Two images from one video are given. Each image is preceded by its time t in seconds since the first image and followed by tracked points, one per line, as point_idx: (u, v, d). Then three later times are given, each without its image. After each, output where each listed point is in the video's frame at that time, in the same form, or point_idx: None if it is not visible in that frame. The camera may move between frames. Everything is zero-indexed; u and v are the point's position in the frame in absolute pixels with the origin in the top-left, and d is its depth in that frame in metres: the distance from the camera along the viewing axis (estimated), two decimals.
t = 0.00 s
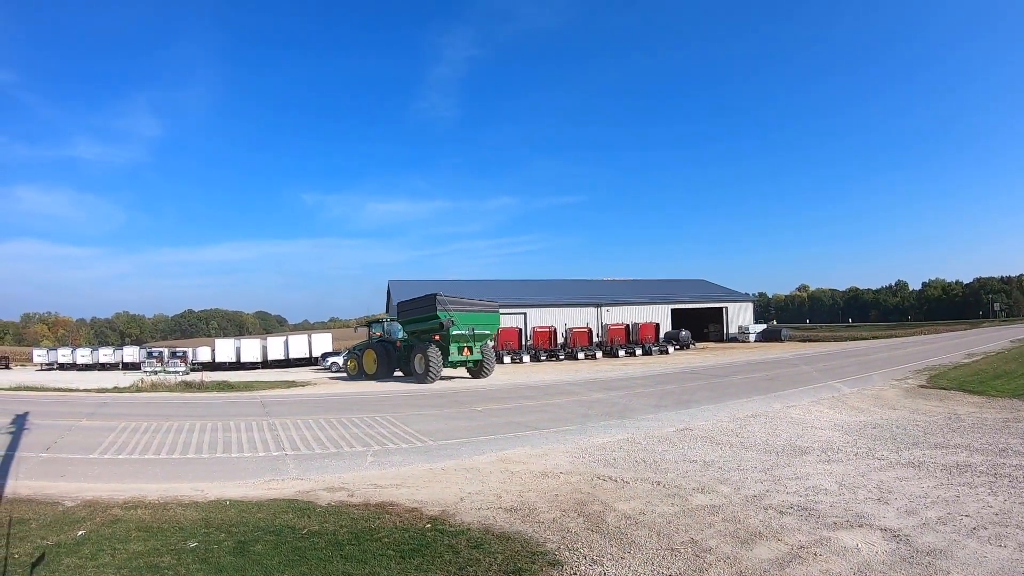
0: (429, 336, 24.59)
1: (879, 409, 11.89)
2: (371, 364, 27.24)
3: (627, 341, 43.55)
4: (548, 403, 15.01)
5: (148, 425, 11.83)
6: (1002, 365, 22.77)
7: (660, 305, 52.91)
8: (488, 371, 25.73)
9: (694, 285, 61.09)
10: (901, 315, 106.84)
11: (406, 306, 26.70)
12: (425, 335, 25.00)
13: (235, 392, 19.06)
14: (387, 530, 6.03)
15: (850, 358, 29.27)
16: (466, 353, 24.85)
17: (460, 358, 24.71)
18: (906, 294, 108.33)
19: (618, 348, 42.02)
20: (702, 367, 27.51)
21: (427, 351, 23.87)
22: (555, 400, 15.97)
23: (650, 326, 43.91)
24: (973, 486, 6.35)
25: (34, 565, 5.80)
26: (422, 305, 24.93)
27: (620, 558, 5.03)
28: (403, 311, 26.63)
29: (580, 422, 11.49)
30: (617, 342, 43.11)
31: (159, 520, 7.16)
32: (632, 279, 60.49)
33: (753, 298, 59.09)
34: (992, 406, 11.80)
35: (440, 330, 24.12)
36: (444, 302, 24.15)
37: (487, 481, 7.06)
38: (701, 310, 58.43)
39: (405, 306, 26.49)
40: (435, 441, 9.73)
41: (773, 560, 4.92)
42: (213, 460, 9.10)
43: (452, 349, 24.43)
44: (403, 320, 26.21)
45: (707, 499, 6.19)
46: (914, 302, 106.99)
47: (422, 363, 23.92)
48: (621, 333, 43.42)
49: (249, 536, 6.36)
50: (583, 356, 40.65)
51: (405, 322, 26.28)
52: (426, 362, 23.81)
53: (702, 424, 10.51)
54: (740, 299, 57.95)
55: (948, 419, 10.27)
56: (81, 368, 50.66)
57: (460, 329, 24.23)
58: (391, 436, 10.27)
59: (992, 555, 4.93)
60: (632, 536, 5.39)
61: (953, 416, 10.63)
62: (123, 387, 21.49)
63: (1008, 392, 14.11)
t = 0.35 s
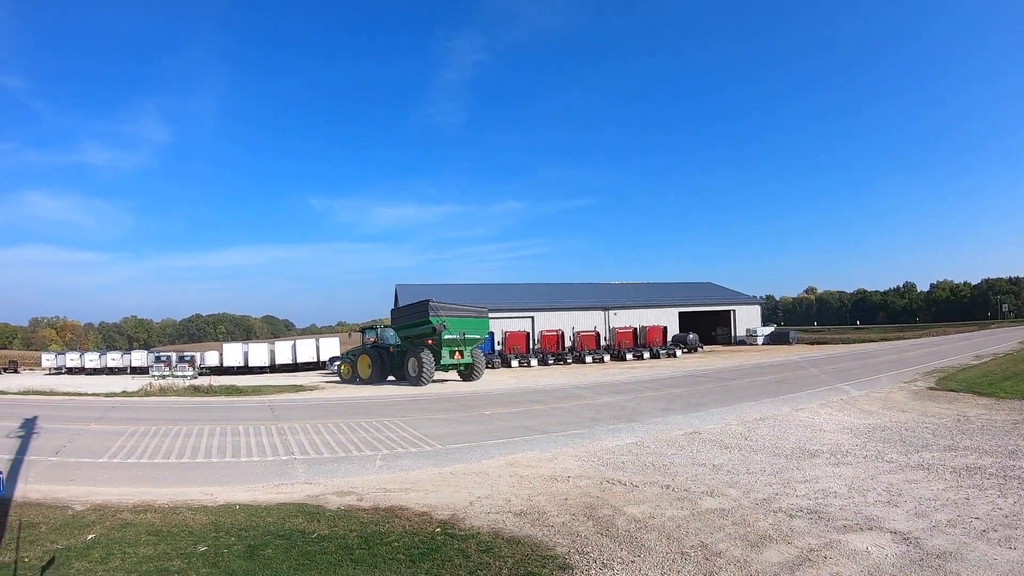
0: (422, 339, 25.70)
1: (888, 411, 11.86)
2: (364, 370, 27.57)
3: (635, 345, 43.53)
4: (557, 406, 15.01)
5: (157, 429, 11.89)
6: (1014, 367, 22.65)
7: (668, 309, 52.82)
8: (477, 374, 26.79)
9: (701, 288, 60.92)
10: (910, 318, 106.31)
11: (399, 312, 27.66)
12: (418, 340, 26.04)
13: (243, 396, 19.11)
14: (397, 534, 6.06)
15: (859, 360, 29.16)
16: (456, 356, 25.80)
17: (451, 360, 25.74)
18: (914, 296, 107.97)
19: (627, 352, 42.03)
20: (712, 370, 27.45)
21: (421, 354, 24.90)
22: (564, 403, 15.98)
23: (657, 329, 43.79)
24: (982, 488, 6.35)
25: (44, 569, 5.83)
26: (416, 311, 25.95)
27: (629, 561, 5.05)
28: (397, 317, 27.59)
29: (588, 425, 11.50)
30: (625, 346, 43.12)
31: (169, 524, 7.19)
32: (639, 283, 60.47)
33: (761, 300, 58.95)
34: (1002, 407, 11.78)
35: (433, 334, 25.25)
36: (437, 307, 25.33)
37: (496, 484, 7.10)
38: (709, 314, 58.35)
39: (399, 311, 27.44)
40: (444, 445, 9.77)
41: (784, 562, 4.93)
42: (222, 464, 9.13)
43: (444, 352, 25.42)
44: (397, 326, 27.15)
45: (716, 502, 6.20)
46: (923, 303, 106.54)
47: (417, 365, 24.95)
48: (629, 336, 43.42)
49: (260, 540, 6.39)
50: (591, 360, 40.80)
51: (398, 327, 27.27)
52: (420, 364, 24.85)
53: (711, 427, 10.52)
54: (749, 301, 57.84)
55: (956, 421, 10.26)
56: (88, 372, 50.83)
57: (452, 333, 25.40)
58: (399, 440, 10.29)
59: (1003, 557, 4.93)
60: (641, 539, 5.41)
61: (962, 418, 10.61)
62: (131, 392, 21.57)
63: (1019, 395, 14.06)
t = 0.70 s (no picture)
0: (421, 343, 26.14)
1: (904, 413, 11.81)
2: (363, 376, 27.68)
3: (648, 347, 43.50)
4: (572, 410, 15.02)
5: (172, 433, 11.99)
6: None
7: (682, 312, 52.82)
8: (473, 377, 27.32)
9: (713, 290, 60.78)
10: (924, 319, 105.61)
11: (399, 319, 28.11)
12: (417, 344, 26.47)
13: (257, 401, 19.22)
14: (415, 539, 6.09)
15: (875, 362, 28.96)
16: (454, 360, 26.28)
17: (449, 364, 26.18)
18: (927, 297, 107.37)
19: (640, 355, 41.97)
20: (726, 372, 27.36)
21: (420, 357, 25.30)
22: (580, 407, 15.99)
23: (671, 331, 43.85)
24: (1001, 490, 6.33)
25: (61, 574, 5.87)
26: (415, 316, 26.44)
27: (648, 564, 5.07)
28: (397, 324, 28.03)
29: (603, 429, 11.52)
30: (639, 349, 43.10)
31: (185, 528, 7.24)
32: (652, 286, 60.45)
33: (774, 302, 58.69)
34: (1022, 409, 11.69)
35: (432, 338, 25.73)
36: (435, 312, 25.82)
37: (513, 489, 7.13)
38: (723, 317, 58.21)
39: (399, 319, 27.88)
40: (460, 449, 9.79)
41: (804, 565, 4.94)
42: (237, 469, 9.19)
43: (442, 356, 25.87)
44: (397, 332, 27.63)
45: (734, 505, 6.21)
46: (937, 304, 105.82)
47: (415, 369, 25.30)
48: (642, 339, 43.41)
49: (277, 544, 6.42)
50: (606, 363, 40.79)
51: (397, 333, 27.73)
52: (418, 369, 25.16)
53: (727, 430, 10.52)
54: (761, 303, 57.62)
55: (973, 423, 10.23)
56: (103, 378, 51.26)
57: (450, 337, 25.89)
58: (415, 445, 10.33)
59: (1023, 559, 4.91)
60: (660, 543, 5.43)
61: (979, 419, 10.56)
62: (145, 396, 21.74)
63: None
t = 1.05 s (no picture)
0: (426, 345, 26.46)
1: (927, 411, 11.77)
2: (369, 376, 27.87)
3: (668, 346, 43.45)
4: (593, 410, 15.06)
5: (195, 435, 12.15)
6: None
7: (702, 311, 52.60)
8: (477, 376, 27.69)
9: (731, 288, 60.46)
10: (945, 316, 104.65)
11: (403, 322, 28.32)
12: (421, 345, 26.80)
13: (278, 402, 19.41)
14: (441, 539, 6.16)
15: (897, 360, 28.71)
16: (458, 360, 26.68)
17: (453, 364, 26.58)
18: (947, 294, 106.40)
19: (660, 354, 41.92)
20: (747, 371, 27.26)
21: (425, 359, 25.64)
22: (602, 407, 16.02)
23: (690, 330, 43.84)
24: None
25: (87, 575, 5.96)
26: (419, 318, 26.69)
27: (676, 563, 5.13)
28: (401, 326, 28.24)
29: (624, 428, 11.56)
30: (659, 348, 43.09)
31: (210, 529, 7.33)
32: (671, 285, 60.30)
33: (792, 299, 58.31)
34: None
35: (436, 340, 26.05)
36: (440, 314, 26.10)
37: (538, 489, 7.19)
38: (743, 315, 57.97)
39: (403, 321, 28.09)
40: (483, 450, 9.86)
41: (832, 564, 4.97)
42: (262, 470, 9.30)
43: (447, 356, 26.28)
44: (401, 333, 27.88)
45: (760, 504, 6.25)
46: (957, 301, 104.77)
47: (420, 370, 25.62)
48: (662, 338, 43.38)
49: (304, 545, 6.50)
50: (626, 362, 40.82)
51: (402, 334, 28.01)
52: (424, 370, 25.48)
53: (750, 429, 10.53)
54: (781, 301, 57.26)
55: (999, 421, 10.18)
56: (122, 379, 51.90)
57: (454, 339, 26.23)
58: (438, 445, 10.41)
59: None
60: (687, 542, 5.48)
61: (1004, 418, 10.50)
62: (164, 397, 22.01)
63: None
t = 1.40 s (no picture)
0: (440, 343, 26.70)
1: (961, 409, 11.66)
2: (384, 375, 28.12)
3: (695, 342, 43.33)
4: (622, 406, 15.09)
5: (225, 432, 12.39)
6: None
7: (726, 307, 52.31)
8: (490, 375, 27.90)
9: (756, 284, 59.98)
10: (975, 311, 102.90)
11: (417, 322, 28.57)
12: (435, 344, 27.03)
13: (303, 400, 19.68)
14: (473, 536, 6.27)
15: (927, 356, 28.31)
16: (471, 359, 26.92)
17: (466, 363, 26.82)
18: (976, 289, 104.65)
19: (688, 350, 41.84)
20: (776, 368, 27.08)
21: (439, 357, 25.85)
22: (632, 403, 16.05)
23: (717, 326, 43.69)
24: None
25: (126, 570, 6.13)
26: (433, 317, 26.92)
27: (708, 560, 5.19)
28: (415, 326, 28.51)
29: (652, 426, 11.60)
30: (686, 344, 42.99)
31: (242, 525, 7.48)
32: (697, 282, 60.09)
33: (818, 295, 57.68)
34: None
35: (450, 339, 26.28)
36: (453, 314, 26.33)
37: (568, 486, 7.28)
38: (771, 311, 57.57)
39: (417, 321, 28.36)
40: (513, 446, 9.97)
41: (864, 562, 5.01)
42: (293, 467, 9.49)
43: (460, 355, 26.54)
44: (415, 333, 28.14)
45: (790, 502, 6.29)
46: (987, 296, 103.01)
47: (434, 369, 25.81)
48: (688, 334, 43.24)
49: (336, 541, 6.64)
50: (653, 358, 40.80)
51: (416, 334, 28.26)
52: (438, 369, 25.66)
53: (779, 427, 10.53)
54: (808, 296, 56.73)
55: None
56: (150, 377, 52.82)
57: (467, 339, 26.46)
58: (468, 442, 10.53)
59: None
60: (719, 540, 5.54)
61: None
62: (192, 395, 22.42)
63: None
